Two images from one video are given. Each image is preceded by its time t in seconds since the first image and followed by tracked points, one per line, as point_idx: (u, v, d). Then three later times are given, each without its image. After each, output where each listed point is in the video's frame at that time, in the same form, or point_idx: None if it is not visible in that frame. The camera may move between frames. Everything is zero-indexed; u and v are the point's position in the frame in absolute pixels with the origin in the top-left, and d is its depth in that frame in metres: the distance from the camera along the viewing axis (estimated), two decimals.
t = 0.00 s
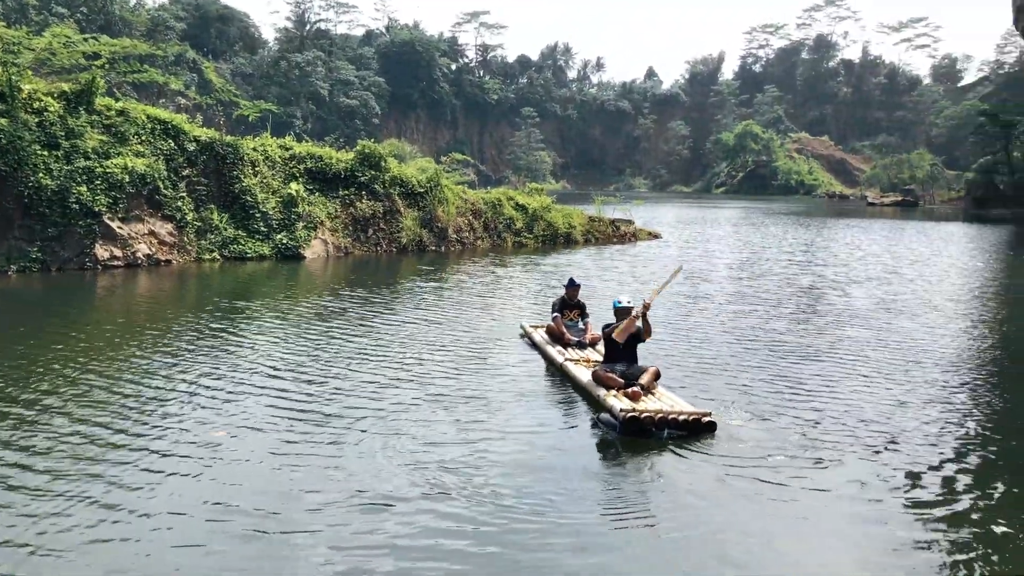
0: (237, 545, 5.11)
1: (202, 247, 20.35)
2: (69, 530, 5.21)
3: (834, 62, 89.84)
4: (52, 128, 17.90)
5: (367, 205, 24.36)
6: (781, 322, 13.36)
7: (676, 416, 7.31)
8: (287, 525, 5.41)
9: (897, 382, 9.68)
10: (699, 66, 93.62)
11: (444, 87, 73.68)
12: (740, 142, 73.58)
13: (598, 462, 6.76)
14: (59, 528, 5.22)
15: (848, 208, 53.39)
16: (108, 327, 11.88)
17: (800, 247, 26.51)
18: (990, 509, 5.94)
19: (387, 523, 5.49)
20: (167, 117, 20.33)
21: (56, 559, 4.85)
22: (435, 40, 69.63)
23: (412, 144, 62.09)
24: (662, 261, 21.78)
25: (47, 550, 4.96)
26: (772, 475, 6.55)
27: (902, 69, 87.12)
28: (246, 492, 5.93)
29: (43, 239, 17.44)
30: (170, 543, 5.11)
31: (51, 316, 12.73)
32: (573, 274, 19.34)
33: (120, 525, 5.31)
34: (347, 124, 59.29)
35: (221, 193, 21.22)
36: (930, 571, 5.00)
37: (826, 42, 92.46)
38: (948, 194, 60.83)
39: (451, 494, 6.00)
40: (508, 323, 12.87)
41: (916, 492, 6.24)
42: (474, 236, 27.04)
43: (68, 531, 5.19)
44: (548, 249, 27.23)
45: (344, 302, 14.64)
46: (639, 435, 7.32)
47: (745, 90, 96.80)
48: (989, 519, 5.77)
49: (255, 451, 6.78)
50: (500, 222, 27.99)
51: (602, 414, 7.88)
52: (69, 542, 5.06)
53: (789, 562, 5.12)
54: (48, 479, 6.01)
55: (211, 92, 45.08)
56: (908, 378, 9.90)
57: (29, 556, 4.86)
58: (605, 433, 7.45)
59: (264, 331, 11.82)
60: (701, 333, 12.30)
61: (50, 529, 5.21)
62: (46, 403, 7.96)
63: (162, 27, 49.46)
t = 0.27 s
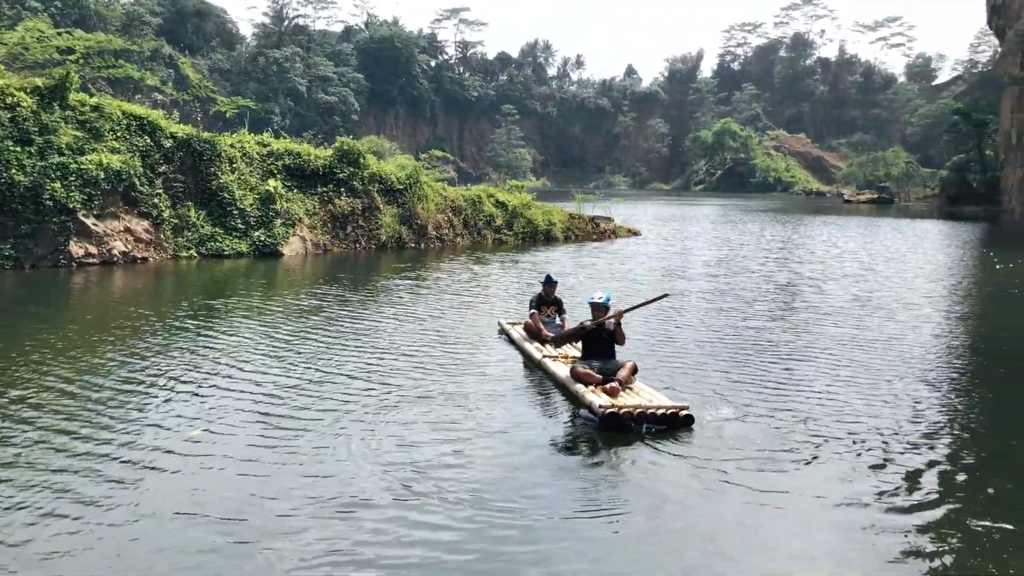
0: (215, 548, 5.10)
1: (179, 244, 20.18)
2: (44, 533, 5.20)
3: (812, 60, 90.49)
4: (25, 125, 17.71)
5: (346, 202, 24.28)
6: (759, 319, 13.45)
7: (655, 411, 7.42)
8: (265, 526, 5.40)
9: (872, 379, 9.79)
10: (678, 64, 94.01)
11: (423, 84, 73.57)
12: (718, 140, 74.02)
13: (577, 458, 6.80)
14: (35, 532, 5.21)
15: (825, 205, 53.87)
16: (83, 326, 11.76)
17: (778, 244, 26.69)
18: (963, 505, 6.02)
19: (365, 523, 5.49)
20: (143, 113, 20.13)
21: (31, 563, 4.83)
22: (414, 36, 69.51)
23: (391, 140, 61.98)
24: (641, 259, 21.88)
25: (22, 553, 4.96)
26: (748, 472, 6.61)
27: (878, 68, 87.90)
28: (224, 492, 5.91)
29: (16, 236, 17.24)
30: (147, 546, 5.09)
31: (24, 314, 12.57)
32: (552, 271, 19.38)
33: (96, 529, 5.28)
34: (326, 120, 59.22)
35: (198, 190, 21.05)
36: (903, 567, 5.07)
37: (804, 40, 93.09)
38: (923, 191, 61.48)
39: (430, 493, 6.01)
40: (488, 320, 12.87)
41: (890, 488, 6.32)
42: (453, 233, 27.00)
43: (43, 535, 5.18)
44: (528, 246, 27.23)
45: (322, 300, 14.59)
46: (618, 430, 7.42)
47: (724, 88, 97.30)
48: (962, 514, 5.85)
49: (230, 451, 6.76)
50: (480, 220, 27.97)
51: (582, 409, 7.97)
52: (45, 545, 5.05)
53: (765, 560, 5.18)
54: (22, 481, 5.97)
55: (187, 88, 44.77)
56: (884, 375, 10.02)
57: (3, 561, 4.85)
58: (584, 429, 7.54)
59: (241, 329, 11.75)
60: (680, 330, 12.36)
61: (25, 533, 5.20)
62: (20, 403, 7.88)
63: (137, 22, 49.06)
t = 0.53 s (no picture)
0: (191, 553, 5.05)
1: (157, 245, 20.00)
2: (19, 536, 5.16)
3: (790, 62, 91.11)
4: None
5: (325, 202, 24.15)
6: (736, 320, 13.51)
7: (634, 410, 7.47)
8: (243, 529, 5.37)
9: (850, 378, 9.88)
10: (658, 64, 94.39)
11: (403, 84, 73.42)
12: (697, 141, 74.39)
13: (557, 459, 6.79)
14: (9, 535, 5.16)
15: (803, 206, 54.31)
16: (58, 328, 11.61)
17: (757, 244, 26.84)
18: (938, 503, 6.07)
19: (343, 526, 5.46)
20: (119, 113, 19.95)
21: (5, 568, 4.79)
22: (394, 37, 69.37)
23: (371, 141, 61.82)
24: (621, 259, 21.94)
25: None
26: (725, 472, 6.65)
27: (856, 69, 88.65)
28: (199, 495, 5.87)
29: None
30: (121, 552, 5.03)
31: None
32: (531, 271, 19.39)
33: (71, 533, 5.23)
34: (305, 120, 59.02)
35: (175, 191, 20.87)
36: (879, 566, 5.11)
37: (782, 41, 93.73)
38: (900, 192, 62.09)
39: (408, 496, 5.98)
40: (467, 321, 12.86)
41: (867, 487, 6.36)
42: (434, 234, 26.94)
43: (18, 538, 5.14)
44: (508, 246, 27.20)
45: (301, 301, 14.50)
46: (598, 429, 7.47)
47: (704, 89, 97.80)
48: (937, 513, 5.90)
49: (206, 453, 6.71)
50: (460, 220, 27.93)
51: (561, 408, 8.02)
52: (19, 549, 5.01)
53: (742, 560, 5.20)
54: None
55: (165, 87, 44.43)
56: (861, 374, 10.11)
57: None
58: (564, 428, 7.58)
59: (219, 331, 11.65)
60: (659, 331, 12.40)
61: None
62: None
63: (114, 22, 48.66)
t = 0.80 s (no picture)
0: (172, 557, 5.02)
1: (135, 245, 19.83)
2: None
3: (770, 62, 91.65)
4: None
5: (306, 202, 24.04)
6: (717, 320, 13.58)
7: (614, 407, 7.58)
8: (224, 530, 5.39)
9: (827, 377, 10.00)
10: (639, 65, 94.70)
11: (385, 84, 73.25)
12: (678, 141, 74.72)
13: (538, 459, 6.82)
14: None
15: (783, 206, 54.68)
16: (34, 330, 11.47)
17: (737, 244, 27.00)
18: (916, 502, 6.14)
19: (324, 530, 5.43)
20: (97, 113, 19.75)
21: None
22: (375, 36, 69.21)
23: (352, 141, 61.64)
24: (603, 259, 22.01)
25: None
26: (707, 471, 6.69)
27: (835, 70, 89.31)
28: (180, 498, 5.84)
29: None
30: (101, 555, 5.00)
31: None
32: (513, 272, 19.41)
33: (49, 534, 5.22)
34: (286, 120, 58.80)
35: (154, 191, 20.69)
36: (852, 561, 5.21)
37: (762, 42, 94.29)
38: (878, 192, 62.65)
39: (391, 499, 5.97)
40: (449, 321, 12.88)
41: (845, 486, 6.42)
42: (416, 234, 26.89)
43: None
44: (490, 247, 27.18)
45: (282, 302, 14.43)
46: (579, 427, 7.57)
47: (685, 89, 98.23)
48: (912, 512, 5.99)
49: (184, 455, 6.67)
50: (442, 220, 27.90)
51: (542, 406, 8.10)
52: None
53: (719, 558, 5.27)
54: None
55: (143, 86, 44.09)
56: (838, 373, 10.23)
57: None
58: (545, 427, 7.67)
59: (198, 332, 11.56)
60: (640, 330, 12.44)
61: None
62: None
63: (91, 20, 48.26)
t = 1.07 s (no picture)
0: (152, 562, 4.99)
1: (114, 246, 19.66)
2: None
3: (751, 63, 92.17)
4: None
5: (286, 203, 23.93)
6: (697, 319, 13.66)
7: (595, 405, 7.68)
8: (205, 530, 5.41)
9: (806, 375, 10.11)
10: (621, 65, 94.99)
11: (366, 84, 73.07)
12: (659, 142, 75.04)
13: (520, 458, 6.87)
14: None
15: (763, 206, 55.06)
16: (10, 332, 11.35)
17: (718, 244, 27.17)
18: (893, 500, 6.22)
19: (306, 532, 5.43)
20: (74, 113, 19.57)
21: None
22: (356, 36, 69.03)
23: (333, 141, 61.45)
24: (585, 259, 22.08)
25: None
26: (687, 471, 6.74)
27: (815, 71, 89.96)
28: (160, 502, 5.80)
29: None
30: (79, 560, 4.96)
31: None
32: (494, 272, 19.43)
33: (29, 537, 5.22)
34: (266, 120, 58.55)
35: (133, 192, 20.52)
36: (826, 556, 5.31)
37: (742, 43, 94.82)
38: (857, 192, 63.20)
39: (373, 500, 5.97)
40: (431, 322, 12.91)
41: (821, 482, 6.53)
42: (397, 235, 26.84)
43: None
44: (472, 247, 27.17)
45: (262, 303, 14.36)
46: (561, 424, 7.65)
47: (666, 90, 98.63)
48: (887, 507, 6.10)
49: (164, 458, 6.65)
50: (424, 220, 27.87)
51: (524, 405, 8.18)
52: None
53: (697, 554, 5.35)
54: None
55: (121, 86, 43.76)
56: (816, 371, 10.35)
57: None
58: (527, 424, 7.75)
59: (177, 334, 11.47)
60: (621, 330, 12.50)
61: None
62: None
63: (68, 19, 47.86)
